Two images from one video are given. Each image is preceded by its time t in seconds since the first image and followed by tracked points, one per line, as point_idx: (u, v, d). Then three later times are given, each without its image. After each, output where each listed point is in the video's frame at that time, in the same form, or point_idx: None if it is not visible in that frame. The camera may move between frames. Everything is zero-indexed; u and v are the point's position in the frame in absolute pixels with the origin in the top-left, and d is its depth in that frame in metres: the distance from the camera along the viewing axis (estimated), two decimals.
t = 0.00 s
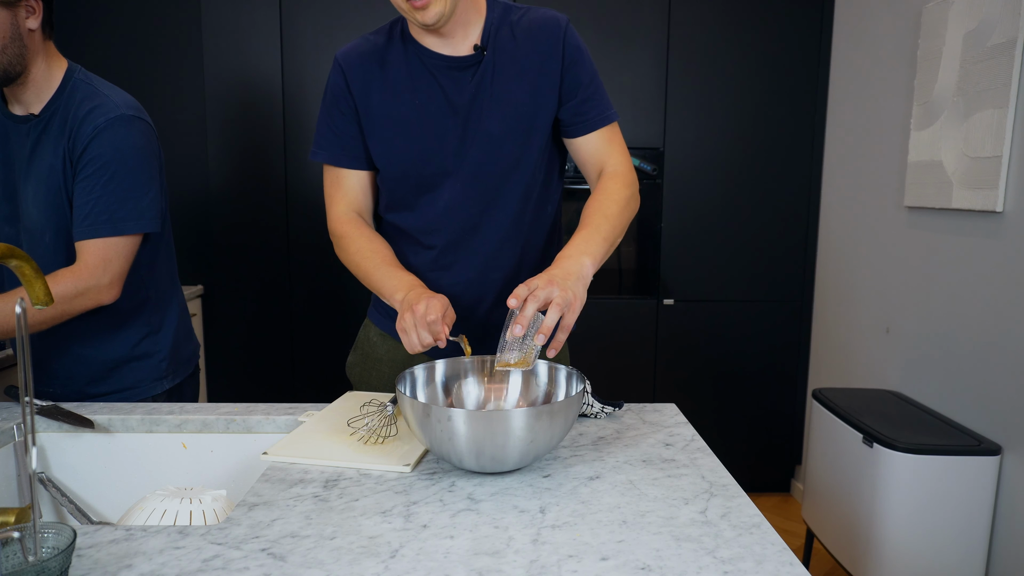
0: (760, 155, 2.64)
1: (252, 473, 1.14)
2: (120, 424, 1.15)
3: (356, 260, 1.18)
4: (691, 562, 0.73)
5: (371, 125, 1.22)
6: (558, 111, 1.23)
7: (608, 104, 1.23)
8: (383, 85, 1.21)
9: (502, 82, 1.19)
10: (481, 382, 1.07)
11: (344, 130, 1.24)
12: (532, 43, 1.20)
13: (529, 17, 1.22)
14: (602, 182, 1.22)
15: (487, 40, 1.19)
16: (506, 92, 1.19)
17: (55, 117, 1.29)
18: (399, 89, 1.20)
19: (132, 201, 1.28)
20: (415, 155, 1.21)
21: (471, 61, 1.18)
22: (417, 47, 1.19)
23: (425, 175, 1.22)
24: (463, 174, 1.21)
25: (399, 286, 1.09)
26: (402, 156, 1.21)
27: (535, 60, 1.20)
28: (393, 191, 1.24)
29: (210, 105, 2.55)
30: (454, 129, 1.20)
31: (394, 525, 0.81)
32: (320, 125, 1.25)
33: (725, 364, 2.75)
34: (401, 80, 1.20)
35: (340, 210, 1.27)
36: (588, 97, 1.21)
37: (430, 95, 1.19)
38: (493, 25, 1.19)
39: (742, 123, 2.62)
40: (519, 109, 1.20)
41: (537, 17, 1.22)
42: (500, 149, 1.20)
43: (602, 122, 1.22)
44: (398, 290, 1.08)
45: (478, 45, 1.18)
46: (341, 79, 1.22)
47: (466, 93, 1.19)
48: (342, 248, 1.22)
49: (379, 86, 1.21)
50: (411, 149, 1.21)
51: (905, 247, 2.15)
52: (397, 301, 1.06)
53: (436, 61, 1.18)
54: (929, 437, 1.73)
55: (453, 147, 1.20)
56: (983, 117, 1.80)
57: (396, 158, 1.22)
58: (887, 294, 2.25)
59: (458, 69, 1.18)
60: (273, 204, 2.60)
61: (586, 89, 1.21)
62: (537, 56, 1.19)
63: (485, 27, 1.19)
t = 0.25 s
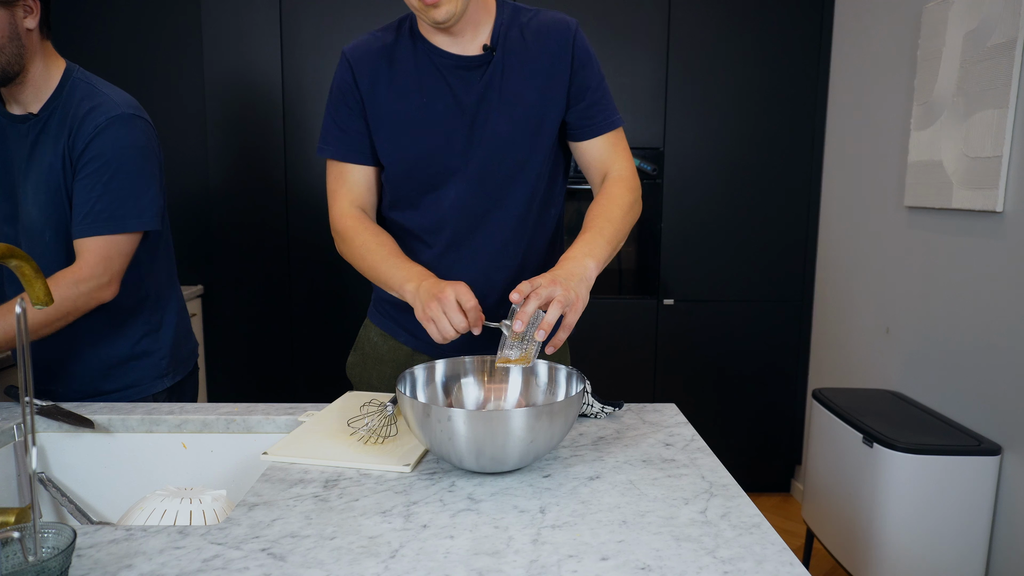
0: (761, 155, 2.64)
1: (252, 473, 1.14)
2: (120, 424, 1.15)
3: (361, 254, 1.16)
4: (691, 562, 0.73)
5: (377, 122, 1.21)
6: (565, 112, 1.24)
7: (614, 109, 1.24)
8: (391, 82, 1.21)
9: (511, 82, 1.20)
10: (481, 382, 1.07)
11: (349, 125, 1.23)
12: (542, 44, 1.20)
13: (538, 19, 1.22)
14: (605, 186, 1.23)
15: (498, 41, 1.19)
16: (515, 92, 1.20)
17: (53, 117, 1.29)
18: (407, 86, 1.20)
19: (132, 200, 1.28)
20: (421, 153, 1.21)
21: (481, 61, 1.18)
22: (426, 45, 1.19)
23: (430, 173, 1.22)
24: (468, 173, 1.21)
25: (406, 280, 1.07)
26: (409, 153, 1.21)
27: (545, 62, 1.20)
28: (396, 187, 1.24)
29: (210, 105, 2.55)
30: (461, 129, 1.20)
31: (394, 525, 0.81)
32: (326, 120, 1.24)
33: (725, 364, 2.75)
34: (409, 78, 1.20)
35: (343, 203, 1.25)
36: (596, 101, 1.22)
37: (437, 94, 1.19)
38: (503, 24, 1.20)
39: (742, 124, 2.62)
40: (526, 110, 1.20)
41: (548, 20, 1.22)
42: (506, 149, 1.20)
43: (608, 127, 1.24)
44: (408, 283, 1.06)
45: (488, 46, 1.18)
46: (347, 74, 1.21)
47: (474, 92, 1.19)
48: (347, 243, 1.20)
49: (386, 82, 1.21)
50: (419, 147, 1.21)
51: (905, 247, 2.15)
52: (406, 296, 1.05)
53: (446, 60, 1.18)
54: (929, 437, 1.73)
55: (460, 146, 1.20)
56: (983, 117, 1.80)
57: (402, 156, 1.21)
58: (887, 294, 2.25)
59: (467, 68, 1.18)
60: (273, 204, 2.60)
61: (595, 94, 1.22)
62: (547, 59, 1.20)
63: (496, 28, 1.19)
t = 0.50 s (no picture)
0: (760, 155, 2.64)
1: (252, 473, 1.15)
2: (120, 424, 1.15)
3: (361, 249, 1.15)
4: (691, 562, 0.73)
5: (400, 115, 1.19)
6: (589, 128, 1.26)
7: (632, 136, 1.31)
8: (418, 76, 1.18)
9: (541, 91, 1.20)
10: (480, 383, 1.07)
11: (369, 111, 1.19)
12: (577, 59, 1.22)
13: (573, 33, 1.23)
14: (616, 202, 1.30)
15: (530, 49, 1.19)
16: (542, 100, 1.20)
17: (51, 119, 1.29)
18: (432, 82, 1.18)
19: (132, 203, 1.29)
20: (444, 153, 1.19)
21: (514, 67, 1.18)
22: (458, 42, 1.17)
23: (449, 174, 1.21)
24: (488, 178, 1.20)
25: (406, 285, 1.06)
26: (428, 150, 1.19)
27: (576, 76, 1.22)
28: (410, 184, 1.22)
29: (210, 105, 2.55)
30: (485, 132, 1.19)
31: (394, 525, 0.80)
32: (341, 103, 1.19)
33: (726, 364, 2.75)
34: (439, 73, 1.18)
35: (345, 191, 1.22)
36: (616, 127, 1.29)
37: (466, 93, 1.18)
38: (538, 35, 1.20)
39: (743, 124, 2.62)
40: (553, 121, 1.21)
41: (579, 35, 1.24)
42: (528, 156, 1.21)
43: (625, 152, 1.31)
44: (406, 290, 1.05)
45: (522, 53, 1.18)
46: (372, 61, 1.17)
47: (503, 94, 1.18)
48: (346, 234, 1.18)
49: (414, 76, 1.18)
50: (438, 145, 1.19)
51: (905, 247, 2.15)
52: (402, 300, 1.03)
53: (481, 59, 1.17)
54: (930, 437, 1.73)
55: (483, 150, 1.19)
56: (983, 117, 1.80)
57: (423, 154, 1.19)
58: (887, 294, 2.25)
59: (500, 73, 1.18)
60: (273, 204, 2.60)
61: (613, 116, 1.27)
62: (579, 75, 1.22)
63: (530, 38, 1.19)
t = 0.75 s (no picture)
0: (760, 155, 2.64)
1: (252, 473, 1.15)
2: (120, 424, 1.15)
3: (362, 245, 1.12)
4: (691, 562, 0.73)
5: (410, 109, 1.18)
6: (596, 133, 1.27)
7: (634, 146, 1.33)
8: (431, 71, 1.17)
9: (552, 92, 1.20)
10: (480, 383, 1.07)
11: (380, 102, 1.17)
12: (590, 63, 1.22)
13: (585, 39, 1.24)
14: (616, 209, 1.31)
15: (544, 51, 1.19)
16: (552, 101, 1.21)
17: (49, 118, 1.29)
18: (446, 78, 1.17)
19: (130, 203, 1.29)
20: (452, 151, 1.19)
21: (527, 68, 1.18)
22: (472, 39, 1.17)
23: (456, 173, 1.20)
24: (494, 179, 1.20)
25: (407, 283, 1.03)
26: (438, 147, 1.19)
27: (587, 81, 1.22)
28: (417, 180, 1.22)
29: (210, 105, 2.55)
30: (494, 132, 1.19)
31: (394, 525, 0.81)
32: (350, 93, 1.17)
33: (726, 364, 2.75)
34: (451, 70, 1.17)
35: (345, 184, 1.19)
36: (621, 136, 1.30)
37: (477, 92, 1.18)
38: (552, 37, 1.20)
39: (743, 124, 2.62)
40: (562, 123, 1.22)
41: (591, 41, 1.24)
42: (536, 156, 1.21)
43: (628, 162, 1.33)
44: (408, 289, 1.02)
45: (534, 54, 1.18)
46: (385, 53, 1.16)
47: (513, 94, 1.18)
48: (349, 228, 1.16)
49: (427, 71, 1.17)
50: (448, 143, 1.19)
51: (905, 247, 2.15)
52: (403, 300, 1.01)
53: (494, 58, 1.17)
54: (930, 437, 1.73)
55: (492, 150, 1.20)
56: (982, 117, 1.80)
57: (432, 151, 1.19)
58: (887, 294, 2.25)
59: (513, 73, 1.18)
60: (274, 204, 2.60)
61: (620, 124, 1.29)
62: (590, 80, 1.22)
63: (543, 40, 1.19)
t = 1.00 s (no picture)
0: (760, 155, 2.64)
1: (251, 473, 1.14)
2: (120, 424, 1.15)
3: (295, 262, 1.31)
4: (691, 562, 0.73)
5: (303, 127, 1.21)
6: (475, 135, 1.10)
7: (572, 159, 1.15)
8: (320, 86, 1.18)
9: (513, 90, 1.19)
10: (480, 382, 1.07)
11: (296, 119, 1.21)
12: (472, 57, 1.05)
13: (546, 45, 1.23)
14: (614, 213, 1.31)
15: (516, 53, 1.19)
16: (430, 109, 1.10)
17: (62, 108, 1.30)
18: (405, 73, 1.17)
19: (125, 196, 1.26)
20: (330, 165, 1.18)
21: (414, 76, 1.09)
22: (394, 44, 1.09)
23: (349, 191, 1.18)
24: (390, 195, 1.15)
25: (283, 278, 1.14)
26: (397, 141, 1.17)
27: (487, 75, 1.03)
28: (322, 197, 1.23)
29: (211, 105, 2.55)
30: (368, 145, 1.14)
31: (394, 525, 0.80)
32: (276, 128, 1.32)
33: (726, 363, 2.75)
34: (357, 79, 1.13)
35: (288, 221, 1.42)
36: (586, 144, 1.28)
37: (346, 106, 1.15)
38: (468, 43, 1.06)
39: (742, 124, 2.62)
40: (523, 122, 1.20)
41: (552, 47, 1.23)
42: (409, 169, 1.13)
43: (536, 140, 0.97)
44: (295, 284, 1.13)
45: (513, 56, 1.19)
46: (287, 76, 1.21)
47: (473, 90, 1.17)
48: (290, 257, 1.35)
49: (307, 87, 1.19)
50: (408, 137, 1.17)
51: (905, 247, 2.15)
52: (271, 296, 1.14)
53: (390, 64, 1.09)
54: (930, 437, 1.73)
55: (369, 166, 1.14)
56: (982, 117, 1.80)
57: (321, 168, 1.20)
58: (888, 294, 2.25)
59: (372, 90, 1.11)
60: (274, 204, 2.60)
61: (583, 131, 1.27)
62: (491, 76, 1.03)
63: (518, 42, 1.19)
